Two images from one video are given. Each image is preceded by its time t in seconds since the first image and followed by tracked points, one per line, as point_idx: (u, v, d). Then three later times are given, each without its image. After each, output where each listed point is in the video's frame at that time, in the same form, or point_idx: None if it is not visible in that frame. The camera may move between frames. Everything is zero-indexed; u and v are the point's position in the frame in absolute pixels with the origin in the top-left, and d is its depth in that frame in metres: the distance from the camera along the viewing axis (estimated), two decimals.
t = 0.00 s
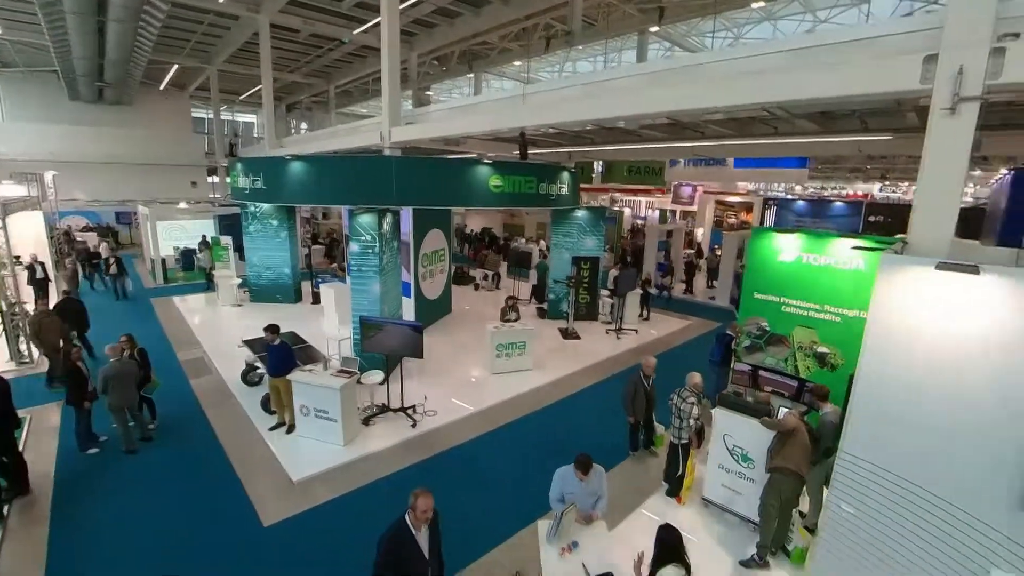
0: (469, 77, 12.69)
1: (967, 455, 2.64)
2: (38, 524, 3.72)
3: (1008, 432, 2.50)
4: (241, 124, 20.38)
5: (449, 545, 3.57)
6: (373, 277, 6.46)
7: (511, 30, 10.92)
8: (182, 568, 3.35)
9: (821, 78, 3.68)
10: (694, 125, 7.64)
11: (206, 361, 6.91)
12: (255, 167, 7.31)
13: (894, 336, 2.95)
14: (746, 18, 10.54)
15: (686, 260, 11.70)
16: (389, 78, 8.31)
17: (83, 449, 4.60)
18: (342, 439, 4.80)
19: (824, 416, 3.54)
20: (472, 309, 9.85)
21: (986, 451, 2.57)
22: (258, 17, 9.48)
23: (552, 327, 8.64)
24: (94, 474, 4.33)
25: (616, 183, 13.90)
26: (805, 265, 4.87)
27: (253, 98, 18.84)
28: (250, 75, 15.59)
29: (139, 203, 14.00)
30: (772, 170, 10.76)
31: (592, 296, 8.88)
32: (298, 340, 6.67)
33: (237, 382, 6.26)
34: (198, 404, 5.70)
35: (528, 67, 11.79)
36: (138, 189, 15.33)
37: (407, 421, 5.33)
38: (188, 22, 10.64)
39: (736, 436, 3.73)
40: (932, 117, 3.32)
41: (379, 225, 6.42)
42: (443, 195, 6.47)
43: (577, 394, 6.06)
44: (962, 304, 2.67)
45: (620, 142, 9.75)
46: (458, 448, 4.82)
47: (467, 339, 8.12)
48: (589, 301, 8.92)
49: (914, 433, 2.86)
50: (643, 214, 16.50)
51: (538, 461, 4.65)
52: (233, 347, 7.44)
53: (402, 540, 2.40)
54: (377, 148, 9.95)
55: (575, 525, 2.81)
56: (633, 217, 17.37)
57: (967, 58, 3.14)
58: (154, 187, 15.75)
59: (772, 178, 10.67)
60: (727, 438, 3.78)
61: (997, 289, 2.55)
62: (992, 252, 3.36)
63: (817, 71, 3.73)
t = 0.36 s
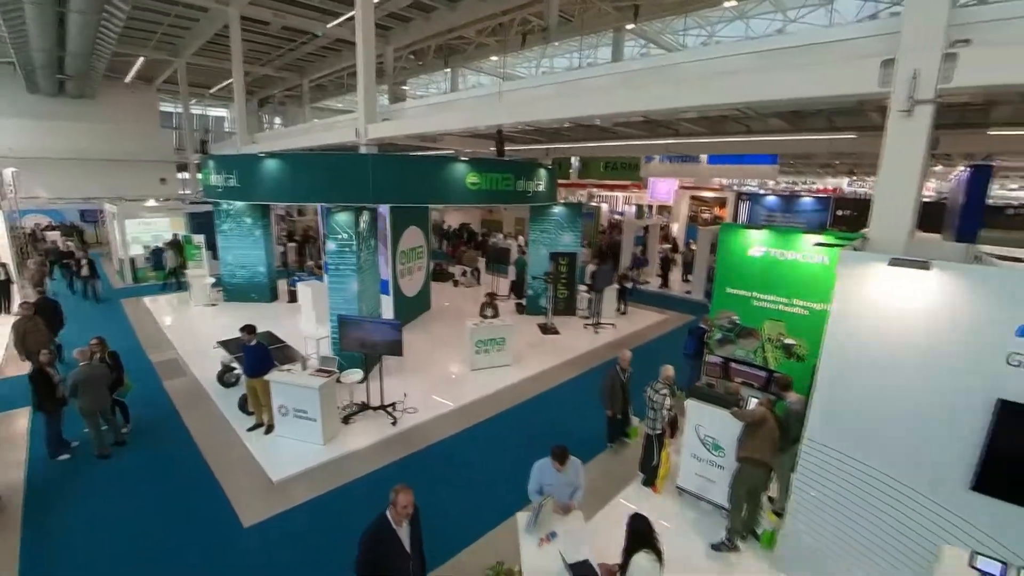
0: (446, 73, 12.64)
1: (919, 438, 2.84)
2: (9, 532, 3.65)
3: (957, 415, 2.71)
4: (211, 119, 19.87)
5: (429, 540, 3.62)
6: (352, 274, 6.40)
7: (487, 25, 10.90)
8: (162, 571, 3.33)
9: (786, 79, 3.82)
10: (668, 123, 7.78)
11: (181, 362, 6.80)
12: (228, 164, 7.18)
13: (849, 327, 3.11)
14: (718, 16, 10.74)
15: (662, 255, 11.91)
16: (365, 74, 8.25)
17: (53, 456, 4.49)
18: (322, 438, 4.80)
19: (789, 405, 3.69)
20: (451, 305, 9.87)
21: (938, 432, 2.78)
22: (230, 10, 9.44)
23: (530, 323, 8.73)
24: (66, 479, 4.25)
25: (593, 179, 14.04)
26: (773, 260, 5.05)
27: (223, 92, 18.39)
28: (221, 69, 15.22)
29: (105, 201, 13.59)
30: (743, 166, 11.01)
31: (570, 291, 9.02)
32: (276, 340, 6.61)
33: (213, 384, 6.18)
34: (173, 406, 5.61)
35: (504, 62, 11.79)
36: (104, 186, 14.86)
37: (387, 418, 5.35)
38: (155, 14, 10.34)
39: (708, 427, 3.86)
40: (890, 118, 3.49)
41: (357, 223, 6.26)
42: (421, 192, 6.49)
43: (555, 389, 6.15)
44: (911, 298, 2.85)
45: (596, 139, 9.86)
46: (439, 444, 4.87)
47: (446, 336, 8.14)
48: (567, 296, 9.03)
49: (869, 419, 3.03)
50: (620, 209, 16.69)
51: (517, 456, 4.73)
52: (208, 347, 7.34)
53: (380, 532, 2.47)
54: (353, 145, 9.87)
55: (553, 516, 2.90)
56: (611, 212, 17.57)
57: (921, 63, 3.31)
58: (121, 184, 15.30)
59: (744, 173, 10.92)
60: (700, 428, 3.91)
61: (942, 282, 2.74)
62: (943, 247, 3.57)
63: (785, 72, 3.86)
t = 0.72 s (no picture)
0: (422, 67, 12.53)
1: (882, 425, 2.98)
2: None
3: (916, 403, 2.86)
4: (180, 113, 19.31)
5: (409, 536, 3.65)
6: (327, 273, 6.35)
7: (464, 19, 10.83)
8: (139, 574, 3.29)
9: (754, 79, 3.93)
10: (643, 120, 7.89)
11: (152, 364, 6.65)
12: (198, 161, 7.02)
13: (814, 321, 3.21)
14: (692, 13, 10.89)
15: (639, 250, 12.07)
16: (340, 68, 8.15)
17: (21, 463, 4.37)
18: (300, 438, 4.77)
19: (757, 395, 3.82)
20: (429, 302, 9.85)
21: (899, 419, 2.92)
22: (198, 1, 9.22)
23: (509, 319, 8.78)
24: (35, 486, 4.14)
25: (571, 175, 14.15)
26: (743, 255, 5.19)
27: (192, 85, 17.87)
28: (189, 61, 14.80)
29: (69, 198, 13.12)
30: (717, 162, 11.22)
31: (548, 287, 9.06)
32: (251, 339, 6.52)
33: (187, 385, 6.07)
34: (145, 409, 5.50)
35: (481, 57, 11.76)
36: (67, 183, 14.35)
37: (366, 416, 5.34)
38: (119, 4, 9.99)
39: (681, 417, 3.97)
40: (852, 117, 3.62)
41: (332, 221, 6.32)
42: (396, 189, 6.46)
43: (534, 384, 6.22)
44: (872, 290, 2.98)
45: (573, 135, 9.93)
46: (418, 441, 4.89)
47: (424, 333, 8.13)
48: (545, 292, 9.10)
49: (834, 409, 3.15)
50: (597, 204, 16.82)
51: (496, 451, 4.78)
52: (181, 348, 7.19)
53: (358, 528, 2.49)
54: (328, 140, 9.73)
55: (530, 510, 2.95)
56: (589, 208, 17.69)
57: (880, 64, 3.46)
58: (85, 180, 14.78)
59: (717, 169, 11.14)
60: (673, 419, 4.01)
61: (900, 276, 2.86)
62: (902, 242, 3.73)
63: (753, 71, 3.98)
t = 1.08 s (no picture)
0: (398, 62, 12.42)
1: (838, 412, 3.13)
2: None
3: (869, 390, 3.02)
4: (147, 108, 18.73)
5: (387, 532, 3.69)
6: (302, 272, 6.31)
7: (439, 14, 10.76)
8: None
9: (718, 80, 4.07)
10: (617, 117, 7.98)
11: (122, 367, 6.51)
12: (166, 159, 6.86)
13: (774, 314, 3.34)
14: (666, 11, 11.02)
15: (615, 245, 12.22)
16: (312, 64, 8.05)
17: None
18: (276, 438, 4.74)
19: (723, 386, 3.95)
20: (407, 299, 9.82)
21: (855, 406, 3.07)
22: None
23: (486, 315, 8.82)
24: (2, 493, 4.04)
25: (548, 170, 14.22)
26: (712, 250, 5.34)
27: (159, 79, 17.35)
28: (155, 54, 14.37)
29: (29, 196, 12.64)
30: (690, 157, 11.42)
31: (526, 283, 8.96)
32: (224, 340, 6.42)
33: (158, 387, 5.97)
34: (116, 413, 5.38)
35: (457, 53, 11.71)
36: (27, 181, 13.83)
37: (342, 415, 5.33)
38: None
39: (653, 409, 4.08)
40: (812, 117, 3.76)
41: (306, 219, 6.24)
42: (371, 187, 6.43)
43: (511, 379, 6.29)
44: (828, 285, 3.10)
45: (549, 132, 9.99)
46: (394, 438, 4.91)
47: (402, 330, 8.12)
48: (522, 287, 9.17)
49: (794, 398, 3.29)
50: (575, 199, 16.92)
51: (474, 446, 4.84)
52: (152, 350, 7.05)
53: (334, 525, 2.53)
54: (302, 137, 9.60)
55: (504, 503, 3.00)
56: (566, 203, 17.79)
57: (839, 66, 3.59)
58: (46, 178, 14.28)
59: (691, 164, 11.34)
60: (646, 411, 4.12)
61: (854, 270, 3.00)
62: (859, 237, 3.90)
63: (719, 71, 4.09)
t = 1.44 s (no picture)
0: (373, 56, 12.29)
1: (801, 399, 3.30)
2: None
3: (830, 377, 3.19)
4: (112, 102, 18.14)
5: (371, 527, 3.73)
6: (279, 270, 6.29)
7: (415, 8, 10.69)
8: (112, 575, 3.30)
9: (688, 79, 4.21)
10: (593, 113, 8.09)
11: (94, 369, 6.38)
12: (135, 157, 6.71)
13: (742, 307, 3.48)
14: (641, 8, 11.16)
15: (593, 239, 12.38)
16: (286, 59, 7.95)
17: None
18: (256, 437, 4.74)
19: (694, 377, 4.11)
20: (386, 296, 9.80)
21: (818, 391, 3.24)
22: None
23: (466, 310, 8.88)
24: None
25: (526, 166, 14.29)
26: (685, 245, 5.49)
27: (124, 72, 16.81)
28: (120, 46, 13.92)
29: None
30: (665, 153, 11.63)
31: (504, 278, 9.20)
32: (200, 340, 6.34)
33: (133, 390, 5.87)
34: (89, 416, 5.29)
35: (433, 48, 11.68)
36: None
37: (323, 413, 5.35)
38: None
39: (628, 399, 4.20)
40: (777, 116, 3.92)
41: (282, 217, 6.26)
42: (348, 184, 6.41)
43: (490, 374, 6.35)
44: (794, 276, 3.24)
45: (526, 128, 10.05)
46: (376, 434, 4.96)
47: (381, 327, 8.11)
48: (501, 283, 9.24)
49: (761, 386, 3.45)
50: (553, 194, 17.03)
51: (456, 441, 4.91)
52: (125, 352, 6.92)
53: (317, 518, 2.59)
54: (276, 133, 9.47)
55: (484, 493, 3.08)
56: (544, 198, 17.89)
57: (802, 67, 3.75)
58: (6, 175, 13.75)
59: (666, 160, 11.55)
60: (622, 401, 4.24)
61: (815, 263, 3.15)
62: (821, 232, 4.09)
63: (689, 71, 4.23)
